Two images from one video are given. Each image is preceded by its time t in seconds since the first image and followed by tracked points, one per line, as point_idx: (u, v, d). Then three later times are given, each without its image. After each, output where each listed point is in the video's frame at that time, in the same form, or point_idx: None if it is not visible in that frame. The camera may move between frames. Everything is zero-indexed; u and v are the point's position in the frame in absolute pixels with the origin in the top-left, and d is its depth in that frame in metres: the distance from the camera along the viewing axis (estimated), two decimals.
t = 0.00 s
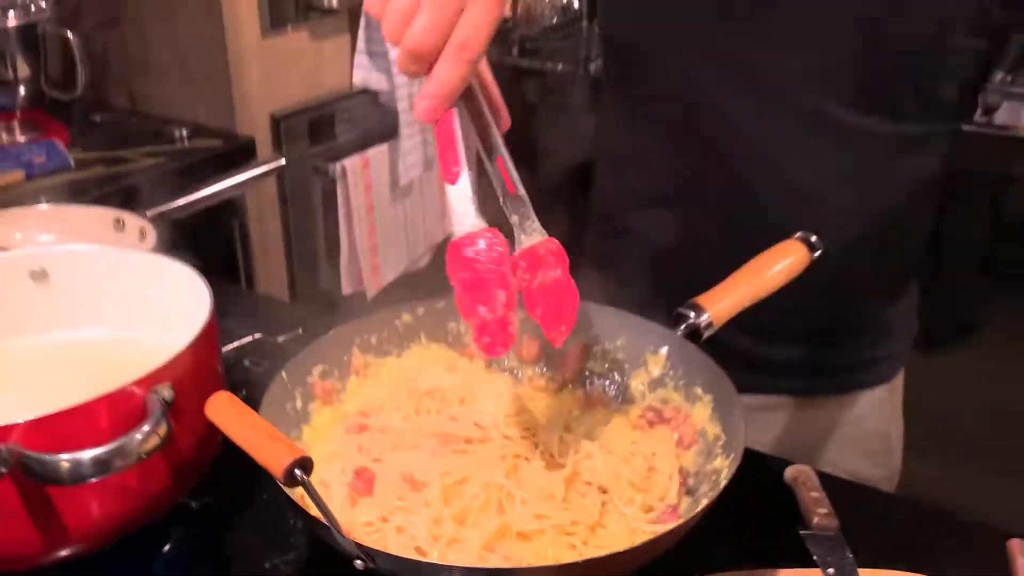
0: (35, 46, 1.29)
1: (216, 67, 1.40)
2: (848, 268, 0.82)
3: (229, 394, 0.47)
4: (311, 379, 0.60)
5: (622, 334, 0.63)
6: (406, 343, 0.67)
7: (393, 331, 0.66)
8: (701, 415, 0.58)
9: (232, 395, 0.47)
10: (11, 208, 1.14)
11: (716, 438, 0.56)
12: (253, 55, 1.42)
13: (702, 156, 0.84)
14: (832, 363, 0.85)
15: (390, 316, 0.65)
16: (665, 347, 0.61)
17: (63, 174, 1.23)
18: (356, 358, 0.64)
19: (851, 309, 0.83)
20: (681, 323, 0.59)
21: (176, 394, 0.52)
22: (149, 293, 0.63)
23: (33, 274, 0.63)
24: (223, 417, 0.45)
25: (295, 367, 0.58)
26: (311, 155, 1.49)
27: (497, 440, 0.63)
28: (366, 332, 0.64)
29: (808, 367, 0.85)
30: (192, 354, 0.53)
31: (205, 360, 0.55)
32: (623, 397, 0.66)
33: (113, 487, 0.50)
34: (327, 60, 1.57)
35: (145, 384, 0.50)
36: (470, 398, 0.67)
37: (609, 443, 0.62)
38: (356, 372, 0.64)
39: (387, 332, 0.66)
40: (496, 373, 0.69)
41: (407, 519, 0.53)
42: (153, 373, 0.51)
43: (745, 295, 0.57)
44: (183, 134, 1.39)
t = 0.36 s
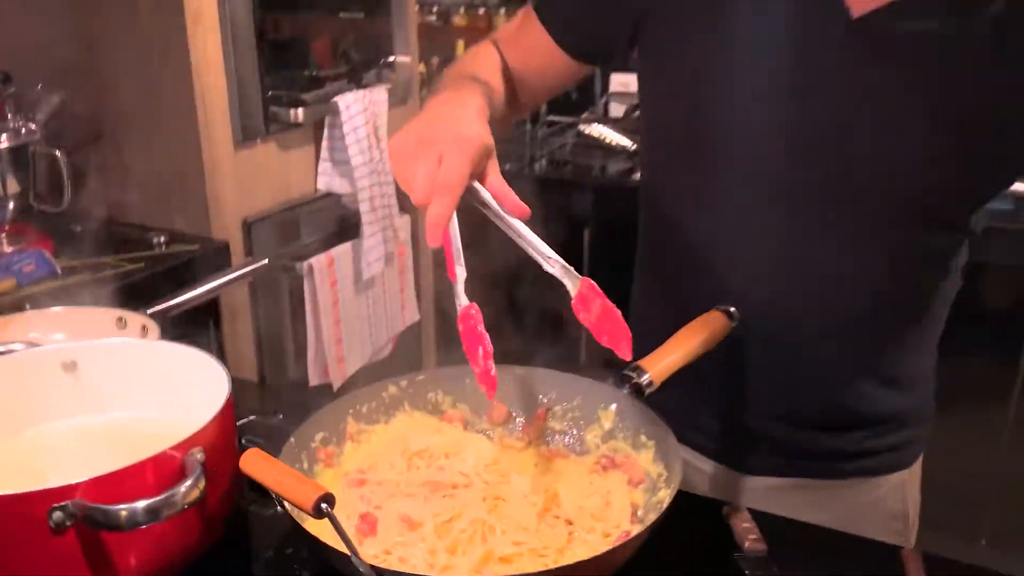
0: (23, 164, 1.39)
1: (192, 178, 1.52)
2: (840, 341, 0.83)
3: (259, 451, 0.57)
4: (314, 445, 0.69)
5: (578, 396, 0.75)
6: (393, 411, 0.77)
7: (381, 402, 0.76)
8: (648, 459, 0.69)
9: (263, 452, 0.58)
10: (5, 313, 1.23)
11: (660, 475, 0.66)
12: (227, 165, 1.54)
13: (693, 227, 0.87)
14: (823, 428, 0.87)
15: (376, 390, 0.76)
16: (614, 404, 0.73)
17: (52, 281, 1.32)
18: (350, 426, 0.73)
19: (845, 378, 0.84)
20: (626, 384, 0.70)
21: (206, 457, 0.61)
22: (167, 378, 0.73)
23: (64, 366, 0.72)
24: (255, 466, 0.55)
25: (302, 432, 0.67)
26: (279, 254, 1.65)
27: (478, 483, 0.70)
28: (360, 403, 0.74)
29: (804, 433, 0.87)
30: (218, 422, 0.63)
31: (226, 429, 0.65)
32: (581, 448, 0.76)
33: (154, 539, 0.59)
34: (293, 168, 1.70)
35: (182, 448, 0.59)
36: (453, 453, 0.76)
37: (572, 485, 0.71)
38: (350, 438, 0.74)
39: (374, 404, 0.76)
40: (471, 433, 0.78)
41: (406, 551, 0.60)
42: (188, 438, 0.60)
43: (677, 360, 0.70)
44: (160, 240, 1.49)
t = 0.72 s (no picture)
0: (16, 256, 1.48)
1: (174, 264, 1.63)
2: (789, 385, 0.98)
3: (309, 477, 0.68)
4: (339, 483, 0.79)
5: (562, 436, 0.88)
6: (402, 453, 0.87)
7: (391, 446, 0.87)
8: (626, 483, 0.81)
9: (311, 479, 0.69)
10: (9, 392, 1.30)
11: (636, 494, 0.78)
12: (207, 250, 1.65)
13: (674, 286, 1.04)
14: (774, 460, 1.02)
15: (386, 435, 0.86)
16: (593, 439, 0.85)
17: (47, 363, 1.41)
18: (367, 467, 0.84)
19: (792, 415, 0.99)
20: (601, 421, 0.83)
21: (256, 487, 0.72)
22: (206, 433, 0.83)
23: (111, 425, 0.82)
24: (309, 487, 0.67)
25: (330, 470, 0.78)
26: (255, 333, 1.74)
27: (485, 506, 0.80)
28: (376, 447, 0.85)
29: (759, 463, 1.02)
30: (265, 459, 0.74)
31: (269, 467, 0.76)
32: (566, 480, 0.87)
33: (214, 559, 0.69)
34: (266, 253, 1.82)
35: (239, 481, 0.70)
36: (459, 484, 0.85)
37: (563, 506, 0.82)
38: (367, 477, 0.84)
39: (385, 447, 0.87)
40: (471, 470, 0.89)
41: (433, 561, 0.70)
42: (243, 472, 0.71)
43: (639, 397, 0.83)
44: (144, 324, 1.60)
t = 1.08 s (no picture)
0: (29, 306, 1.57)
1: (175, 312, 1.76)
2: (758, 402, 1.18)
3: (348, 479, 0.79)
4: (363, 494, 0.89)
5: (557, 451, 0.99)
6: (415, 469, 0.97)
7: (405, 462, 0.97)
8: (618, 492, 0.91)
9: (351, 481, 0.79)
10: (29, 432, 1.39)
11: (626, 497, 0.90)
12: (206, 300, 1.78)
13: (653, 319, 1.25)
14: (744, 473, 1.20)
15: (401, 452, 0.96)
16: (584, 453, 0.97)
17: (59, 406, 1.49)
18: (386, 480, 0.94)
19: (762, 432, 1.19)
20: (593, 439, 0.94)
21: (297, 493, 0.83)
22: (239, 452, 0.93)
23: (155, 446, 0.92)
24: (350, 487, 0.77)
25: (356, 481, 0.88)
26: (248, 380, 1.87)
27: (496, 509, 0.92)
28: (393, 463, 0.94)
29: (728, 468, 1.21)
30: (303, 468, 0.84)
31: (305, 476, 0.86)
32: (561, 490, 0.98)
33: (263, 555, 0.79)
34: (260, 302, 1.96)
35: (284, 485, 0.81)
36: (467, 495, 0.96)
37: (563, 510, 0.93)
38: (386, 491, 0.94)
39: (401, 462, 0.96)
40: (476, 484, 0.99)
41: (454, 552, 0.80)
42: (288, 478, 0.81)
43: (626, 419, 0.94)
44: (146, 369, 1.71)
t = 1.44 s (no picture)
0: (53, 330, 1.65)
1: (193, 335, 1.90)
2: (713, 417, 1.30)
3: (368, 486, 0.88)
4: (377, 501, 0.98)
5: (553, 465, 1.07)
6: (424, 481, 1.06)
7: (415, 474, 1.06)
8: (609, 500, 1.00)
9: (370, 488, 0.88)
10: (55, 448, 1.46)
11: (616, 506, 0.98)
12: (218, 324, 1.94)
13: (615, 349, 1.37)
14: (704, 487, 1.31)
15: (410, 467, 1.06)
16: (578, 467, 1.06)
17: (80, 425, 1.57)
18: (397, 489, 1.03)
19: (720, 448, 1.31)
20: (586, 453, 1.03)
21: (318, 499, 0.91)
22: (263, 464, 1.01)
23: (186, 457, 1.00)
24: (370, 493, 0.86)
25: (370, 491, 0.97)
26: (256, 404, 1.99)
27: (500, 515, 1.02)
28: (401, 475, 1.04)
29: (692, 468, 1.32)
30: (325, 477, 0.93)
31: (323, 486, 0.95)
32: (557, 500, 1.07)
33: (288, 554, 0.87)
34: (267, 328, 2.09)
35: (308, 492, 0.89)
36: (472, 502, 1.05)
37: (559, 517, 1.02)
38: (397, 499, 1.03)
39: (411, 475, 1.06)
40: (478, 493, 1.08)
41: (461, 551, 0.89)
42: (311, 485, 0.90)
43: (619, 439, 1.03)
44: (161, 392, 1.80)
